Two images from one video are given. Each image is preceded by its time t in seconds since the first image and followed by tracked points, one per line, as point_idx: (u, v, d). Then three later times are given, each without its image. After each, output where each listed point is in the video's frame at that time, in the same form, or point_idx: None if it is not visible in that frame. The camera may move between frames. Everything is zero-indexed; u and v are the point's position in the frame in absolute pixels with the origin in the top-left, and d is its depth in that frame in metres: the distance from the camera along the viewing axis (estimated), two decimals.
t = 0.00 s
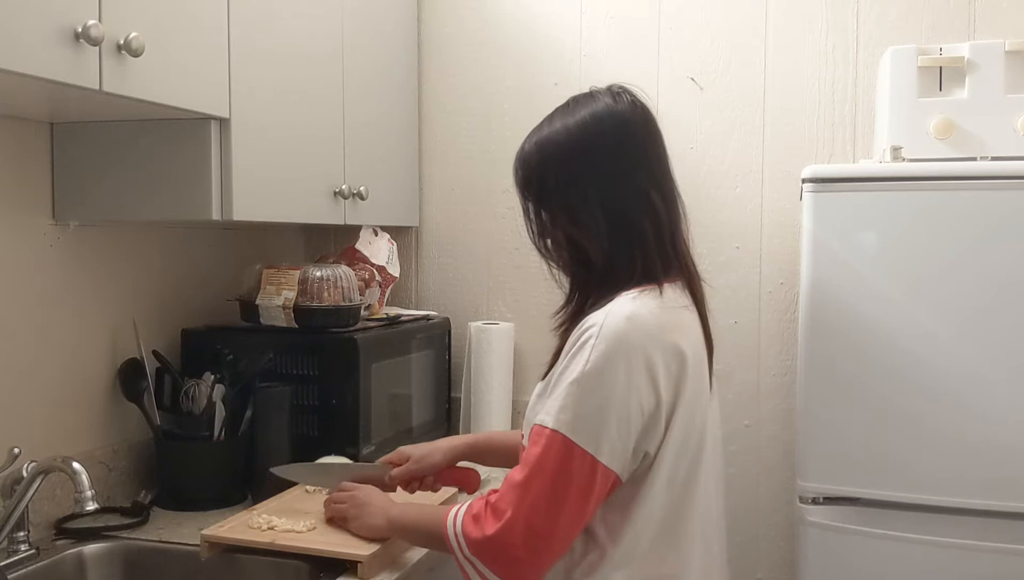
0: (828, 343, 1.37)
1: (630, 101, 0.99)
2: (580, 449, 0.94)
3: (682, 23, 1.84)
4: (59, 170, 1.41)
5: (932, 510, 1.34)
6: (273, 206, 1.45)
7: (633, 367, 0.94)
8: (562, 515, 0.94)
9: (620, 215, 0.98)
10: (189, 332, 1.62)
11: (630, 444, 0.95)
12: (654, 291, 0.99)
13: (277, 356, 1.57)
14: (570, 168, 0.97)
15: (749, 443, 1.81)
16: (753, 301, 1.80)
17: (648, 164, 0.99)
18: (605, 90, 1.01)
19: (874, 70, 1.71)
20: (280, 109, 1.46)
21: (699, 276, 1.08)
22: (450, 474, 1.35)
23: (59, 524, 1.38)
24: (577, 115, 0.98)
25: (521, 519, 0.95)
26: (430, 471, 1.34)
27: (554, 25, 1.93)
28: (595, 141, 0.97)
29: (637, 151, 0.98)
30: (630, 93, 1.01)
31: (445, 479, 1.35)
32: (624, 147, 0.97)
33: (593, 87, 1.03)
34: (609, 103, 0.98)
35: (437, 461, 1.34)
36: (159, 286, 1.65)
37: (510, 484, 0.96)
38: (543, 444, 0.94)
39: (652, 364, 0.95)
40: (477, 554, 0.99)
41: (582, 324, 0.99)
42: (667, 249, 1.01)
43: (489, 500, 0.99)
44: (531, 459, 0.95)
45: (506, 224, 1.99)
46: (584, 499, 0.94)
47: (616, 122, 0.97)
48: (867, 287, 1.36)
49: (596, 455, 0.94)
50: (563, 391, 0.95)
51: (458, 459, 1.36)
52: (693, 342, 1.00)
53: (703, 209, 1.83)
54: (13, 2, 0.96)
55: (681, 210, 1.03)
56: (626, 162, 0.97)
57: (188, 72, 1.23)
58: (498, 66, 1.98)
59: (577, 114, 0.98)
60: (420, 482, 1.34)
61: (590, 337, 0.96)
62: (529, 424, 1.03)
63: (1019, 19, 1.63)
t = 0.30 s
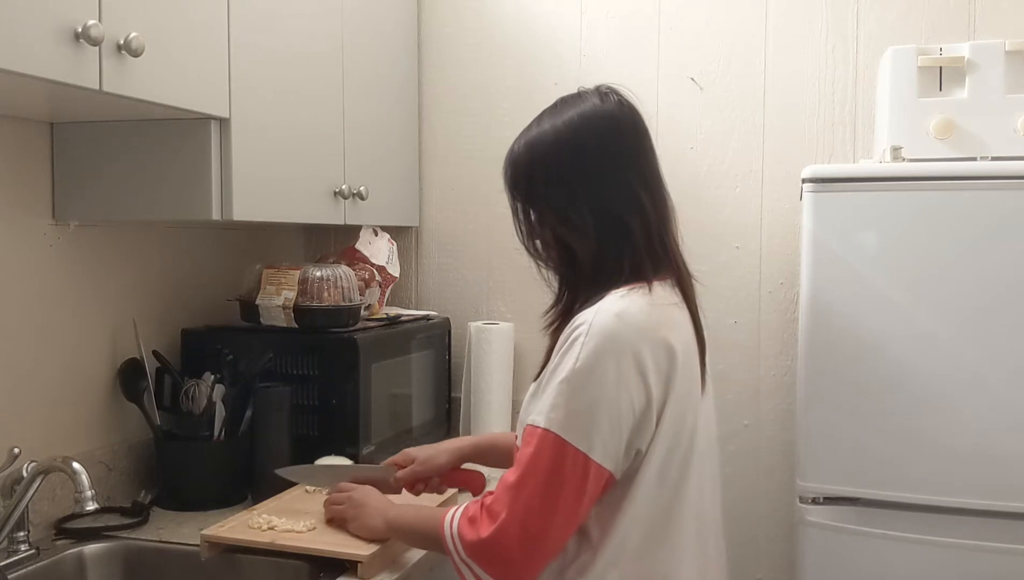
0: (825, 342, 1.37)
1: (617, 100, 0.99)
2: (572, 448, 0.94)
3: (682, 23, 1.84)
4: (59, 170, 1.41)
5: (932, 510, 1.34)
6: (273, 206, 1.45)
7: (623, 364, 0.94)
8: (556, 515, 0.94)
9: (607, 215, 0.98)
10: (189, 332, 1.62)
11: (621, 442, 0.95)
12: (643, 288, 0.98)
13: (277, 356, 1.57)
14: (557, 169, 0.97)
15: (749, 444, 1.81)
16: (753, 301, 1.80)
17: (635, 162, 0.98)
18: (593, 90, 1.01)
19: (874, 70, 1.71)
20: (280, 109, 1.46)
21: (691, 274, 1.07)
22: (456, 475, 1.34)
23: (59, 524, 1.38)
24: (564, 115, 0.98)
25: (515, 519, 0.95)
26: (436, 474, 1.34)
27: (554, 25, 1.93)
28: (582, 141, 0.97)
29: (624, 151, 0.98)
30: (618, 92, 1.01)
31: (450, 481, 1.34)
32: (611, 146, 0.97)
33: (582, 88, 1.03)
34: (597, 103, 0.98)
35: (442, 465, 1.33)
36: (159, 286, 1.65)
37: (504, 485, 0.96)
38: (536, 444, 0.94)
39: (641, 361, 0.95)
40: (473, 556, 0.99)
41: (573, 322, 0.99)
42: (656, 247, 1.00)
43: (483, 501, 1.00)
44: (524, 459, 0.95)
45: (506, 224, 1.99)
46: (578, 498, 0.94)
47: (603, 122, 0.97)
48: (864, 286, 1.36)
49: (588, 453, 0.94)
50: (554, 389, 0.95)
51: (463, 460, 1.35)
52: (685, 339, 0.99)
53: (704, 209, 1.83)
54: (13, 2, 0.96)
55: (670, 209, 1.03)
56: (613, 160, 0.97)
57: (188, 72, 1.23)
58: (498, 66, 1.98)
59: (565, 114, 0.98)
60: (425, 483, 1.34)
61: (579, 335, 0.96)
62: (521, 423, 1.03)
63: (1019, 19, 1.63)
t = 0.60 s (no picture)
0: (823, 342, 1.38)
1: (605, 101, 0.99)
2: (565, 446, 0.94)
3: (681, 23, 1.84)
4: (59, 170, 1.41)
5: (932, 510, 1.34)
6: (273, 206, 1.45)
7: (614, 362, 0.94)
8: (550, 513, 0.93)
9: (596, 215, 0.98)
10: (189, 332, 1.62)
11: (614, 441, 0.95)
12: (634, 287, 0.98)
13: (277, 356, 1.57)
14: (544, 170, 0.97)
15: (749, 444, 1.81)
16: (753, 301, 1.80)
17: (623, 163, 0.98)
18: (580, 92, 1.01)
19: (874, 70, 1.71)
20: (280, 109, 1.46)
21: (682, 273, 1.07)
22: (452, 482, 1.37)
23: (59, 524, 1.38)
24: (551, 117, 0.98)
25: (509, 517, 0.95)
26: (432, 482, 1.35)
27: (554, 25, 1.93)
28: (569, 142, 0.97)
29: (612, 151, 0.98)
30: (606, 94, 1.01)
31: (448, 487, 1.37)
32: (599, 147, 0.97)
33: (569, 90, 1.04)
34: (584, 104, 0.98)
35: (438, 473, 1.35)
36: (159, 286, 1.65)
37: (498, 484, 0.96)
38: (528, 443, 0.94)
39: (632, 359, 0.95)
40: (469, 556, 0.99)
41: (564, 321, 0.99)
42: (644, 246, 1.00)
43: (478, 501, 1.00)
44: (517, 457, 0.95)
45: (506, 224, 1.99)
46: (572, 496, 0.94)
47: (590, 123, 0.97)
48: (863, 286, 1.36)
49: (581, 451, 0.94)
50: (546, 387, 0.95)
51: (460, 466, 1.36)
52: (676, 338, 0.99)
53: (704, 209, 1.83)
54: (13, 2, 0.96)
55: (660, 209, 1.03)
56: (601, 161, 0.97)
57: (188, 72, 1.23)
58: (499, 66, 1.98)
59: (552, 116, 0.98)
60: (423, 490, 1.36)
61: (570, 334, 0.96)
62: (514, 423, 1.03)
63: (1019, 19, 1.63)
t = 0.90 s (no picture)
0: (823, 342, 1.38)
1: (604, 101, 0.99)
2: (565, 449, 0.94)
3: (681, 23, 1.84)
4: (59, 170, 1.41)
5: (932, 509, 1.34)
6: (273, 205, 1.45)
7: (613, 365, 0.94)
8: (549, 516, 0.93)
9: (594, 216, 0.97)
10: (189, 332, 1.62)
11: (615, 444, 0.95)
12: (634, 290, 0.98)
13: (277, 356, 1.57)
14: (543, 170, 0.97)
15: (749, 444, 1.81)
16: (753, 301, 1.80)
17: (622, 163, 0.98)
18: (580, 91, 1.01)
19: (874, 70, 1.71)
20: (280, 109, 1.46)
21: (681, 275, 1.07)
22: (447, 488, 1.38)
23: (59, 524, 1.38)
24: (551, 117, 0.98)
25: (509, 520, 0.95)
26: (428, 489, 1.35)
27: (554, 25, 1.93)
28: (569, 142, 0.97)
29: (612, 151, 0.98)
30: (606, 93, 1.01)
31: (443, 494, 1.38)
32: (598, 147, 0.97)
33: (570, 90, 1.04)
34: (583, 104, 0.98)
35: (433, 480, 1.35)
36: (158, 286, 1.65)
37: (498, 487, 0.96)
38: (528, 446, 0.94)
39: (632, 363, 0.95)
40: (469, 558, 0.99)
41: (564, 323, 0.99)
42: (644, 248, 1.00)
43: (478, 503, 1.00)
44: (517, 460, 0.95)
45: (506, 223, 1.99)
46: (572, 499, 0.94)
47: (590, 123, 0.97)
48: (863, 286, 1.36)
49: (581, 454, 0.94)
50: (546, 391, 0.95)
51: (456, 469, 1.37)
52: (675, 341, 0.99)
53: (704, 208, 1.83)
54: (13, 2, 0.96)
55: (659, 210, 1.03)
56: (600, 161, 0.97)
57: (188, 72, 1.23)
58: (499, 66, 1.98)
59: (551, 116, 0.99)
60: (419, 498, 1.35)
61: (570, 336, 0.96)
62: (514, 424, 1.03)
63: (1019, 19, 1.63)
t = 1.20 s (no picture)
0: (824, 343, 1.37)
1: (634, 102, 0.99)
2: (570, 454, 0.94)
3: (681, 23, 1.84)
4: (59, 170, 1.41)
5: (933, 510, 1.34)
6: (273, 206, 1.45)
7: (626, 373, 0.94)
8: (551, 520, 0.94)
9: (618, 220, 0.97)
10: (189, 332, 1.62)
11: (622, 452, 0.95)
12: (652, 298, 0.98)
13: (277, 356, 1.57)
14: (569, 171, 0.97)
15: (749, 443, 1.81)
16: (753, 300, 1.80)
17: (649, 168, 0.98)
18: (610, 92, 1.01)
19: (874, 69, 1.71)
20: (280, 109, 1.46)
21: (701, 283, 1.07)
22: (444, 493, 1.37)
23: (59, 524, 1.38)
24: (579, 117, 0.98)
25: (510, 521, 0.95)
26: (424, 493, 1.34)
27: (554, 25, 1.93)
28: (596, 143, 0.97)
29: (639, 153, 0.97)
30: (635, 95, 1.01)
31: (440, 498, 1.37)
32: (626, 149, 0.97)
33: (599, 89, 1.04)
34: (613, 104, 0.98)
35: (429, 484, 1.34)
36: (159, 286, 1.65)
37: (501, 488, 0.96)
38: (535, 449, 0.94)
39: (645, 373, 0.95)
40: (468, 557, 0.99)
41: (578, 328, 0.99)
42: (666, 255, 1.00)
43: (480, 503, 1.00)
44: (522, 462, 0.95)
45: (506, 224, 1.99)
46: (574, 504, 0.94)
47: (618, 124, 0.97)
48: (863, 286, 1.36)
49: (587, 461, 0.94)
50: (556, 395, 0.95)
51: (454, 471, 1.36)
52: (690, 352, 0.99)
53: (703, 208, 1.83)
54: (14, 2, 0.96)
55: (684, 217, 1.03)
56: (627, 164, 0.97)
57: (188, 72, 1.23)
58: (499, 66, 1.98)
59: (580, 116, 0.98)
60: (415, 501, 1.35)
61: (584, 342, 0.95)
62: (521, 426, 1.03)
63: (1019, 18, 1.63)
